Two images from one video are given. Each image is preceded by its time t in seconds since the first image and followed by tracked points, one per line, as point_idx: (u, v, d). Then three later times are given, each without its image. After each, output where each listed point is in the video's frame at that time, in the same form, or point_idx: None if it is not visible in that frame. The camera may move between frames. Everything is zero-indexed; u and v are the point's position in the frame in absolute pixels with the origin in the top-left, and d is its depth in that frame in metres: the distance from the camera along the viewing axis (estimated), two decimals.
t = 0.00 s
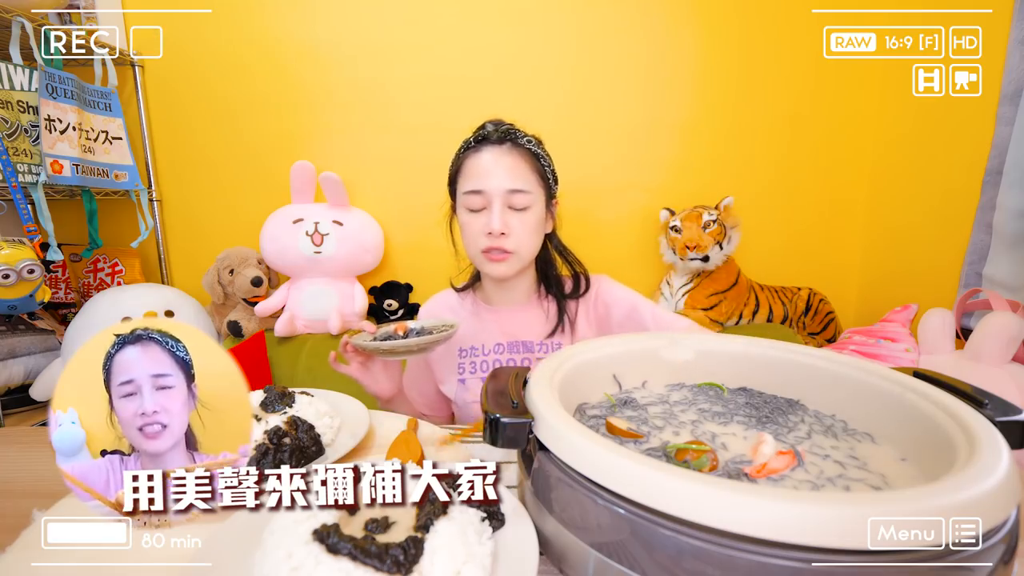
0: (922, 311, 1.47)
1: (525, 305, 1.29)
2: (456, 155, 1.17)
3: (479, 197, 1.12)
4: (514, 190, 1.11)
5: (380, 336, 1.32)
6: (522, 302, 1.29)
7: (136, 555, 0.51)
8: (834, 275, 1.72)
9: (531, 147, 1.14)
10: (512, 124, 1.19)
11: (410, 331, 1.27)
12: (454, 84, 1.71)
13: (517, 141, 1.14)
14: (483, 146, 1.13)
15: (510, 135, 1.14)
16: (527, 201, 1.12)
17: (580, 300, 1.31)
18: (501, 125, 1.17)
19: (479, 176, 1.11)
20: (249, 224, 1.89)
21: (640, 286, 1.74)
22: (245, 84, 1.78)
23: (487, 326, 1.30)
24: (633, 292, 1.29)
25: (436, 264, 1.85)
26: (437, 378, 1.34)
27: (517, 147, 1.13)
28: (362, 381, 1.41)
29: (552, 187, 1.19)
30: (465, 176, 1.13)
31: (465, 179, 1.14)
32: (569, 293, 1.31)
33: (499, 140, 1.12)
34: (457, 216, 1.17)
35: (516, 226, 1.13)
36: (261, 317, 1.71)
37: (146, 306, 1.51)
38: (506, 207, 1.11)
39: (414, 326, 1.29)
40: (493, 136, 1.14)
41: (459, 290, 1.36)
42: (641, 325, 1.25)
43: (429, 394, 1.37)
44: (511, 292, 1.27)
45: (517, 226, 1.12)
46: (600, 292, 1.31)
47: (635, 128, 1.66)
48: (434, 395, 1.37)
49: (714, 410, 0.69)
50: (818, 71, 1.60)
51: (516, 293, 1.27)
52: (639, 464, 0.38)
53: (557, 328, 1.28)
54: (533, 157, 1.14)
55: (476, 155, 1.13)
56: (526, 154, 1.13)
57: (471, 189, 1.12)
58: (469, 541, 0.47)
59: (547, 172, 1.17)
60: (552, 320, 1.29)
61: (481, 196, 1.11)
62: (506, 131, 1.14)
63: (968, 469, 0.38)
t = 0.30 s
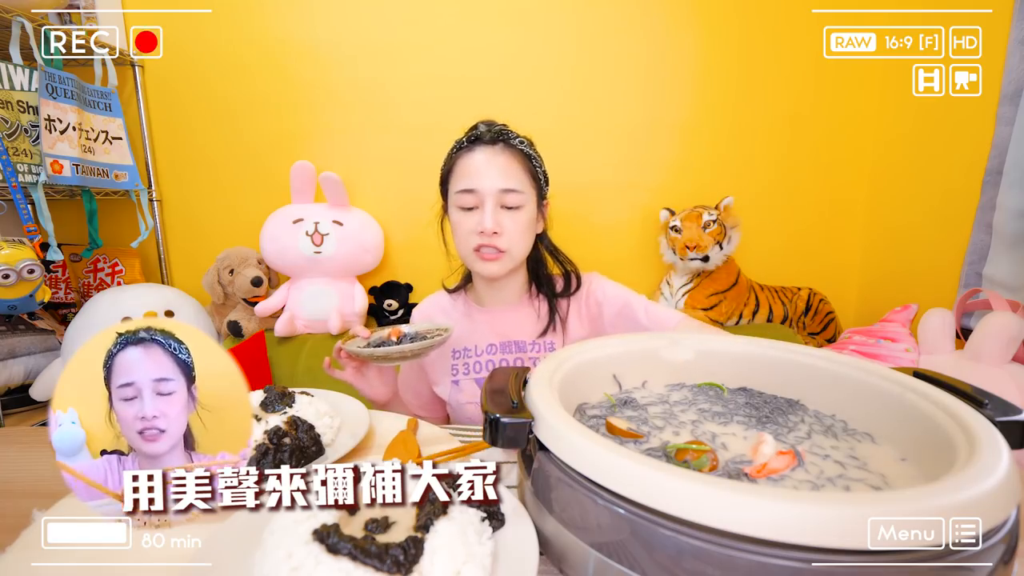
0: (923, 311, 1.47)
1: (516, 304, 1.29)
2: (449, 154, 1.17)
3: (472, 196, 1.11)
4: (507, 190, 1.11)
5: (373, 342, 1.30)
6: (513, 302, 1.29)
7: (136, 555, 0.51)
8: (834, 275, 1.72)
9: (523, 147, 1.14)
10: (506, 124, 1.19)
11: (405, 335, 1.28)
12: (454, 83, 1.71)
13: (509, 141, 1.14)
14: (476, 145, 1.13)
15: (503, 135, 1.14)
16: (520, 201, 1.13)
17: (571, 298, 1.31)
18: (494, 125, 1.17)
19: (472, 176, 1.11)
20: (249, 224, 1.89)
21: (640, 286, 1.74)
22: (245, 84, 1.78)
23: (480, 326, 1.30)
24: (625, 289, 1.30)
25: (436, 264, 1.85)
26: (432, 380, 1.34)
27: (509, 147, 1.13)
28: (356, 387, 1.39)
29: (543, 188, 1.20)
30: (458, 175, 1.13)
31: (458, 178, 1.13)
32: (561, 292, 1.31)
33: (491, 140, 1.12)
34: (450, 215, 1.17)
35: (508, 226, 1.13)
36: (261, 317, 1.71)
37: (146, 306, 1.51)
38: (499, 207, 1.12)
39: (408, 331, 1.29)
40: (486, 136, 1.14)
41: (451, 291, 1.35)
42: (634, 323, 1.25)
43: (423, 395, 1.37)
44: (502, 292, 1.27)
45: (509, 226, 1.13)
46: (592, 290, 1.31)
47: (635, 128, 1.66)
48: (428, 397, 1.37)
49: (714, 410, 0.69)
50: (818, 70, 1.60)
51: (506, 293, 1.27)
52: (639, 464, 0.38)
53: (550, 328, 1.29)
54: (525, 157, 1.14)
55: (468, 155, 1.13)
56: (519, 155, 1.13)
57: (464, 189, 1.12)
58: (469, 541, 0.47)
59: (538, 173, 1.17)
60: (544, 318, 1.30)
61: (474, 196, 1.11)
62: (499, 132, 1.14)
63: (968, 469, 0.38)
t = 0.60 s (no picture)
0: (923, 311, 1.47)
1: (514, 305, 1.29)
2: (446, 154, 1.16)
3: (471, 196, 1.11)
4: (506, 188, 1.11)
5: (373, 346, 1.32)
6: (511, 302, 1.29)
7: (136, 556, 0.51)
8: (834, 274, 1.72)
9: (519, 146, 1.14)
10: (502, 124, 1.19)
11: (404, 338, 1.29)
12: (454, 83, 1.71)
13: (506, 141, 1.14)
14: (473, 146, 1.13)
15: (500, 135, 1.14)
16: (520, 200, 1.13)
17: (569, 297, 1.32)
18: (490, 125, 1.17)
19: (471, 176, 1.11)
20: (249, 224, 1.89)
21: (640, 286, 1.74)
22: (246, 84, 1.78)
23: (477, 326, 1.30)
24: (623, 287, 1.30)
25: (436, 264, 1.85)
26: (430, 382, 1.34)
27: (507, 146, 1.13)
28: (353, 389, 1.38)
29: (540, 186, 1.20)
30: (456, 176, 1.13)
31: (456, 179, 1.13)
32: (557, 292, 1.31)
33: (489, 140, 1.12)
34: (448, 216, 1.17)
35: (509, 225, 1.13)
36: (261, 317, 1.71)
37: (146, 306, 1.51)
38: (499, 206, 1.12)
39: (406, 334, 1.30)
40: (483, 136, 1.14)
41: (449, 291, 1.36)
42: (634, 322, 1.26)
43: (422, 395, 1.37)
44: (501, 292, 1.27)
45: (510, 224, 1.13)
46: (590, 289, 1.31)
47: (635, 128, 1.66)
48: (426, 397, 1.37)
49: (714, 410, 0.69)
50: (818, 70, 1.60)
51: (505, 294, 1.27)
52: (639, 465, 0.38)
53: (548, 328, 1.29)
54: (522, 156, 1.14)
55: (466, 155, 1.13)
56: (517, 154, 1.14)
57: (462, 189, 1.12)
58: (469, 541, 0.47)
59: (535, 172, 1.17)
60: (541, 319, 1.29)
61: (474, 196, 1.11)
62: (495, 131, 1.14)
63: (968, 469, 0.38)
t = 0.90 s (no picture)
0: (923, 311, 1.47)
1: (514, 306, 1.29)
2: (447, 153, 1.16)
3: (474, 195, 1.11)
4: (508, 187, 1.11)
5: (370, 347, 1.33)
6: (512, 302, 1.29)
7: (136, 556, 0.51)
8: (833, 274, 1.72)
9: (519, 146, 1.15)
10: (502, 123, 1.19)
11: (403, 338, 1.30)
12: (454, 83, 1.71)
13: (506, 140, 1.14)
14: (475, 145, 1.13)
15: (500, 134, 1.14)
16: (522, 199, 1.13)
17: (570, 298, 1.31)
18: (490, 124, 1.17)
19: (473, 175, 1.11)
20: (249, 224, 1.89)
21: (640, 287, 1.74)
22: (246, 83, 1.78)
23: (478, 326, 1.30)
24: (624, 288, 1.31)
25: (436, 264, 1.85)
26: (430, 381, 1.34)
27: (507, 146, 1.13)
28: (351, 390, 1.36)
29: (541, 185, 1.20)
30: (457, 175, 1.13)
31: (457, 178, 1.13)
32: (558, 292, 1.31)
33: (489, 138, 1.12)
34: (449, 215, 1.16)
35: (511, 224, 1.13)
36: (261, 317, 1.71)
37: (146, 306, 1.50)
38: (501, 205, 1.12)
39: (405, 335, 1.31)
40: (484, 135, 1.13)
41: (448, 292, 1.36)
42: (636, 323, 1.26)
43: (421, 395, 1.37)
44: (502, 292, 1.27)
45: (512, 223, 1.13)
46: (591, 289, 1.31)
47: (635, 127, 1.66)
48: (426, 397, 1.37)
49: (714, 410, 0.69)
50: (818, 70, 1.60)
51: (505, 293, 1.27)
52: (640, 464, 0.38)
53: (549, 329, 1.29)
54: (522, 155, 1.14)
55: (468, 154, 1.12)
56: (517, 153, 1.14)
57: (464, 188, 1.12)
58: (469, 541, 0.47)
59: (535, 171, 1.17)
60: (542, 320, 1.29)
61: (476, 195, 1.11)
62: (495, 131, 1.14)
63: (967, 469, 0.38)
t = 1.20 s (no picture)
0: (923, 311, 1.47)
1: (512, 300, 1.28)
2: (461, 149, 1.15)
3: (484, 195, 1.11)
4: (519, 192, 1.12)
5: (373, 350, 1.36)
6: (508, 298, 1.27)
7: (136, 556, 0.51)
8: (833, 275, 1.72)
9: (534, 152, 1.15)
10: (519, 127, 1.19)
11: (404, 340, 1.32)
12: (454, 83, 1.71)
13: (522, 145, 1.14)
14: (491, 145, 1.12)
15: (517, 138, 1.14)
16: (530, 205, 1.14)
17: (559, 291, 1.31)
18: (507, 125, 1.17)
19: (486, 174, 1.11)
20: (249, 224, 1.89)
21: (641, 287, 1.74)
22: (246, 83, 1.78)
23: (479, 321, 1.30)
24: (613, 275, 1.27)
25: (436, 264, 1.85)
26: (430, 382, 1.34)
27: (522, 151, 1.13)
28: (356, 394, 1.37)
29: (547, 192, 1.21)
30: (469, 172, 1.12)
31: (470, 175, 1.12)
32: (551, 287, 1.31)
33: (505, 141, 1.12)
34: (456, 210, 1.16)
35: (517, 228, 1.14)
36: (261, 317, 1.71)
37: (146, 306, 1.50)
38: (509, 208, 1.12)
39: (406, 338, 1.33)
40: (500, 137, 1.13)
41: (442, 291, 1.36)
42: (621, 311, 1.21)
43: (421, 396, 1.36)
44: (499, 289, 1.26)
45: (518, 228, 1.14)
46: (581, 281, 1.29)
47: (635, 127, 1.66)
48: (426, 398, 1.36)
49: (714, 410, 0.69)
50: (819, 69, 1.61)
51: (503, 290, 1.26)
52: (639, 464, 0.38)
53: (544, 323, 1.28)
54: (535, 161, 1.15)
55: (484, 153, 1.12)
56: (531, 159, 1.14)
57: (476, 187, 1.11)
58: (469, 541, 0.47)
59: (545, 178, 1.18)
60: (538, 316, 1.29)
61: (487, 195, 1.11)
62: (513, 134, 1.14)
63: (967, 469, 0.38)
